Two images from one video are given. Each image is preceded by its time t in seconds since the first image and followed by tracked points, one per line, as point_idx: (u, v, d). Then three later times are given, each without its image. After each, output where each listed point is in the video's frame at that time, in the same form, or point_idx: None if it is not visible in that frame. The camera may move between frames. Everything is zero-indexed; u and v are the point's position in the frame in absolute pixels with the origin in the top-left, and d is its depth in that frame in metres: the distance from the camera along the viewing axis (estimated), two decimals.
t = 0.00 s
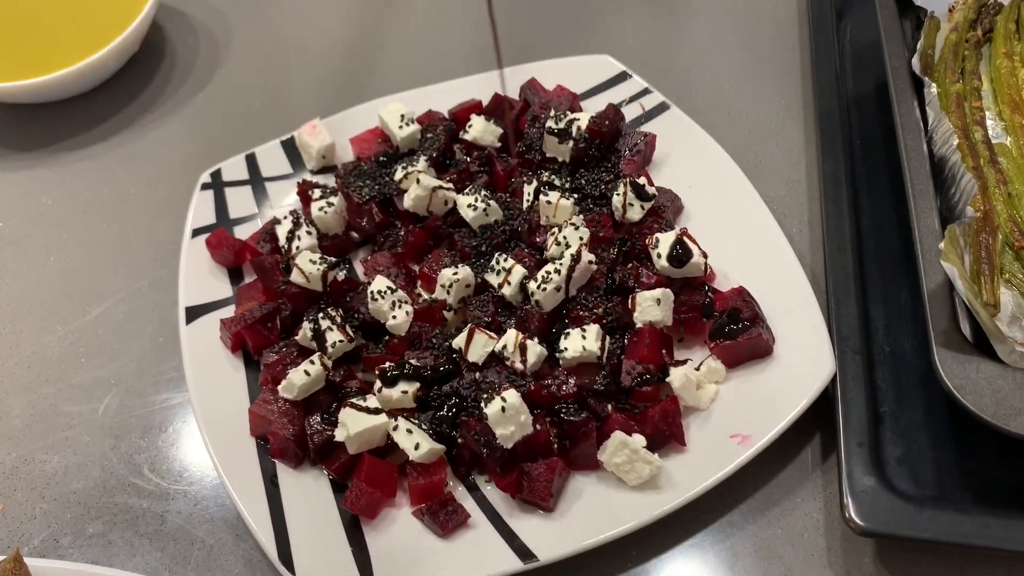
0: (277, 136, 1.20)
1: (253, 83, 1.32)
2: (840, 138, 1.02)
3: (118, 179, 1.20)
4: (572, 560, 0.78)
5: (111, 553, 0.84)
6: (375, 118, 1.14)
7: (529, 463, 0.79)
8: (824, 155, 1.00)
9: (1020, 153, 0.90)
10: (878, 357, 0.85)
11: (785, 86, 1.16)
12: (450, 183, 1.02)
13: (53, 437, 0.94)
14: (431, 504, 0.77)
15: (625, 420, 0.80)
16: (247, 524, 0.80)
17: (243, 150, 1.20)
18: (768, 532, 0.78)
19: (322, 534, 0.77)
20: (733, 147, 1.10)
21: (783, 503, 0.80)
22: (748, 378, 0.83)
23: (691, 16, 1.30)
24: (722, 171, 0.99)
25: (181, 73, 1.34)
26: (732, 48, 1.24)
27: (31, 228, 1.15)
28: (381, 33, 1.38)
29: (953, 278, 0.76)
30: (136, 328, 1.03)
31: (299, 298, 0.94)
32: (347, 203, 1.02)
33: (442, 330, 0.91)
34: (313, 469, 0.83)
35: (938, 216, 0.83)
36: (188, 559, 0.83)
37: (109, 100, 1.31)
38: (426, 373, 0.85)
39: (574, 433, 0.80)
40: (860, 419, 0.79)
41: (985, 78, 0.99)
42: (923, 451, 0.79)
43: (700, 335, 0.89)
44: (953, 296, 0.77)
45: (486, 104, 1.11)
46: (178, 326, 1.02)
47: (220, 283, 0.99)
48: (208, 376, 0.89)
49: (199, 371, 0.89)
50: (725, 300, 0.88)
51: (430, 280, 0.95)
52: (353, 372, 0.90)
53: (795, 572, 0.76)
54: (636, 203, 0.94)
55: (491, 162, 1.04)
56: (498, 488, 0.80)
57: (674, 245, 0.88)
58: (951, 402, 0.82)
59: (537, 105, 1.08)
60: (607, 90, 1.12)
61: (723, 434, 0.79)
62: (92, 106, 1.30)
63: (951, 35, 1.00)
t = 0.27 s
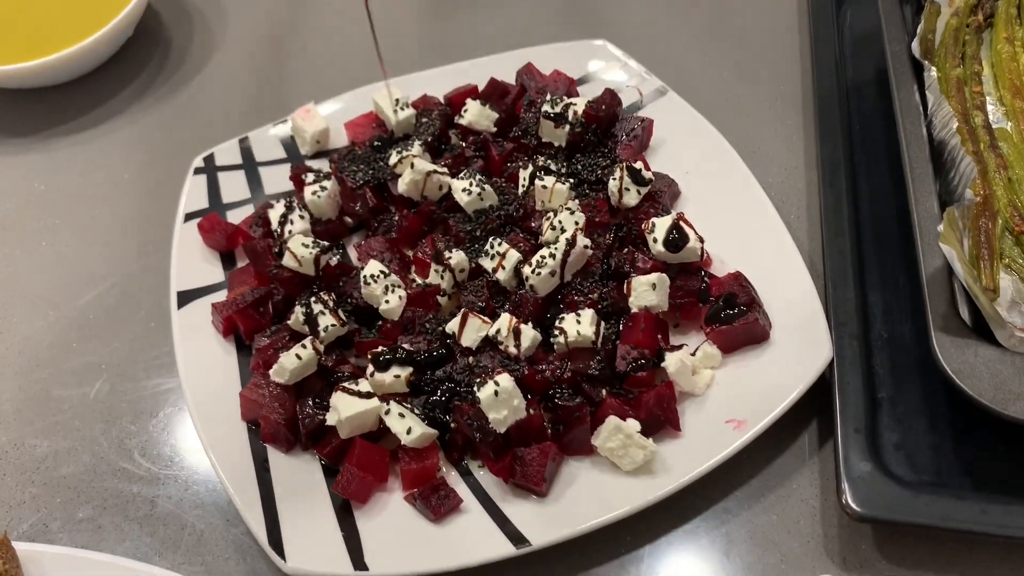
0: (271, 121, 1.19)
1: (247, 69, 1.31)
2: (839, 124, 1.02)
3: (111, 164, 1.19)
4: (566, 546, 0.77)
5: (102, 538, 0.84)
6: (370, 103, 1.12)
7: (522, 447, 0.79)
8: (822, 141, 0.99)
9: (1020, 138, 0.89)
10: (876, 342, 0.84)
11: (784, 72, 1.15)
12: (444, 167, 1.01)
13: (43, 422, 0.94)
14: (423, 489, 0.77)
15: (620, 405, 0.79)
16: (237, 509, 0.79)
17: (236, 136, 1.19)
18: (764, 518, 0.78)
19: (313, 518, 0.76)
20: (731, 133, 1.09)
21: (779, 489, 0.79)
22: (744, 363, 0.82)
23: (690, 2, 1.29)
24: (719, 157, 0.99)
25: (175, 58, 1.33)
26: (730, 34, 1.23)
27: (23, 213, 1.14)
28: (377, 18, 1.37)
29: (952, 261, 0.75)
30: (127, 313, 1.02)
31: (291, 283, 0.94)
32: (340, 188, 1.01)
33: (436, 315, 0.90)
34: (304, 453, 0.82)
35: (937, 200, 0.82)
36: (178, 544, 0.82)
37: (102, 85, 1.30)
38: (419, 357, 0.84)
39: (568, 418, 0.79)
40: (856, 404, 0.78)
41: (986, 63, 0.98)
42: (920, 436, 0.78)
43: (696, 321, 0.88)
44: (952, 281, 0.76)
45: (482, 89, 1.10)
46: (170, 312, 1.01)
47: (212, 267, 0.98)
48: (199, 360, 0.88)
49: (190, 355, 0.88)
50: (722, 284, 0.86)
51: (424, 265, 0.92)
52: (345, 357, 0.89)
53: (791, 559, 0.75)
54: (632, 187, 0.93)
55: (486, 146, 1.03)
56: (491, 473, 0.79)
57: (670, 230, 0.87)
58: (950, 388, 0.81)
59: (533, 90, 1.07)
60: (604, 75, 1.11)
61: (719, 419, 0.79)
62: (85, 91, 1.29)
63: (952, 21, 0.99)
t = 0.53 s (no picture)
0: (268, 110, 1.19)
1: (245, 58, 1.31)
2: (836, 113, 1.01)
3: (109, 153, 1.19)
4: (560, 532, 0.77)
5: (98, 522, 0.84)
6: (367, 91, 1.12)
7: (516, 433, 0.79)
8: (820, 130, 0.99)
9: (1017, 128, 0.89)
10: (871, 330, 0.84)
11: (782, 62, 1.15)
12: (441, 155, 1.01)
13: (40, 407, 0.94)
14: (417, 473, 0.77)
15: (613, 391, 0.79)
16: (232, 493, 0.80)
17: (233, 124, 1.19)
18: (757, 505, 0.78)
19: (308, 502, 0.76)
20: (728, 123, 1.09)
21: (772, 476, 0.80)
22: (739, 350, 0.82)
23: None
24: (716, 145, 0.99)
25: (173, 47, 1.33)
26: (729, 25, 1.22)
27: (21, 201, 1.14)
28: (375, 8, 1.37)
29: (947, 248, 0.75)
30: (124, 299, 1.02)
31: (287, 269, 0.94)
32: (337, 175, 1.01)
33: (431, 302, 0.90)
34: (299, 438, 0.83)
35: (931, 187, 0.82)
36: (173, 528, 0.83)
37: (100, 74, 1.30)
38: (414, 343, 0.84)
39: (562, 404, 0.79)
40: (850, 391, 0.79)
41: (984, 53, 0.98)
42: (914, 424, 0.78)
43: (690, 309, 0.88)
44: (947, 269, 0.76)
45: (479, 78, 1.10)
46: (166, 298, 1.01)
47: (208, 254, 0.98)
48: (195, 346, 0.88)
49: (185, 341, 0.88)
50: (717, 272, 0.86)
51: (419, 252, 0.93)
52: (341, 343, 0.89)
53: (783, 544, 0.75)
54: (628, 174, 0.93)
55: (482, 134, 1.03)
56: (485, 458, 0.79)
57: (666, 218, 0.87)
58: (945, 375, 0.80)
59: (530, 79, 1.07)
60: (601, 65, 1.11)
61: (712, 406, 0.79)
62: (83, 80, 1.29)
63: (950, 10, 0.98)
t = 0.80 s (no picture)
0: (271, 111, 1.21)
1: (248, 60, 1.33)
2: (827, 118, 1.03)
3: (115, 152, 1.21)
4: (550, 526, 0.79)
5: (101, 513, 0.86)
6: (368, 94, 1.15)
7: (509, 429, 0.81)
8: (811, 135, 1.01)
9: (1004, 134, 0.91)
10: (857, 332, 0.86)
11: (776, 68, 1.17)
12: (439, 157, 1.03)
13: (45, 401, 0.96)
14: (412, 468, 0.79)
15: (604, 389, 0.81)
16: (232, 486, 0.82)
17: (237, 125, 1.21)
18: (744, 501, 0.80)
19: (305, 494, 0.78)
20: (722, 127, 1.11)
21: (759, 473, 0.81)
22: (728, 350, 0.84)
23: None
24: (709, 149, 1.00)
25: (179, 49, 1.36)
26: (724, 30, 1.24)
27: (28, 199, 1.16)
28: (377, 11, 1.39)
29: (929, 251, 0.77)
30: (128, 296, 1.05)
31: (288, 268, 0.96)
32: (337, 176, 1.03)
33: (428, 300, 0.92)
34: (298, 433, 0.85)
35: (916, 192, 0.83)
36: (174, 520, 0.85)
37: (107, 75, 1.32)
38: (410, 341, 0.87)
39: (554, 401, 0.80)
40: (835, 391, 0.80)
41: (973, 60, 1.00)
42: (898, 423, 0.80)
43: (681, 309, 0.90)
44: (931, 271, 0.77)
45: (478, 82, 1.12)
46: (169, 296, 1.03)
47: (211, 253, 1.00)
48: (196, 342, 0.90)
49: (187, 337, 0.91)
50: (708, 273, 0.88)
51: (417, 252, 0.96)
52: (339, 340, 0.92)
53: (769, 540, 0.77)
54: (622, 177, 0.95)
55: (480, 137, 1.05)
56: (479, 454, 0.81)
57: (658, 220, 0.89)
58: (929, 376, 0.82)
59: (527, 83, 1.09)
60: (597, 69, 1.13)
61: (701, 404, 0.80)
62: (89, 81, 1.32)
63: (940, 17, 1.00)
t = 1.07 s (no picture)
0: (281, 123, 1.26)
1: (260, 73, 1.37)
2: (818, 139, 1.07)
3: (129, 160, 1.26)
4: (540, 529, 0.82)
5: (111, 508, 0.90)
6: (375, 108, 1.18)
7: (503, 435, 0.84)
8: (802, 155, 1.05)
9: (987, 158, 0.94)
10: (841, 347, 0.90)
11: (771, 88, 1.21)
12: (441, 171, 1.07)
13: (59, 400, 1.00)
14: (408, 471, 0.82)
15: (594, 398, 0.85)
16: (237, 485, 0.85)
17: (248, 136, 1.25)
18: (727, 508, 0.83)
19: (306, 494, 0.82)
20: (717, 145, 1.14)
21: (743, 481, 0.85)
22: (715, 363, 0.88)
23: (684, 19, 1.35)
24: (703, 167, 1.04)
25: (193, 61, 1.40)
26: (721, 51, 1.28)
27: (45, 204, 1.21)
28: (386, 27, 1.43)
29: (905, 272, 0.81)
30: (141, 300, 1.09)
31: (294, 276, 1.00)
32: (344, 188, 1.07)
33: (428, 310, 0.96)
34: (300, 435, 0.88)
35: (899, 215, 0.87)
36: (181, 516, 0.89)
37: (123, 85, 1.37)
38: (410, 348, 0.90)
39: (546, 409, 0.84)
40: (817, 404, 0.84)
41: (960, 85, 1.03)
42: (877, 436, 0.83)
43: (671, 322, 0.93)
44: (908, 289, 0.81)
45: (481, 98, 1.16)
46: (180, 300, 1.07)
47: (221, 260, 1.04)
48: (205, 345, 0.94)
49: (197, 341, 0.94)
50: (697, 289, 0.91)
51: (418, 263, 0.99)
52: (342, 347, 0.95)
53: (750, 546, 0.80)
54: (617, 194, 0.99)
55: (481, 152, 1.09)
56: (473, 459, 0.85)
57: (650, 236, 0.93)
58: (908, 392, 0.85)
59: (528, 100, 1.13)
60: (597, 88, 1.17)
61: (688, 415, 0.84)
62: (106, 90, 1.36)
63: (929, 43, 1.04)
